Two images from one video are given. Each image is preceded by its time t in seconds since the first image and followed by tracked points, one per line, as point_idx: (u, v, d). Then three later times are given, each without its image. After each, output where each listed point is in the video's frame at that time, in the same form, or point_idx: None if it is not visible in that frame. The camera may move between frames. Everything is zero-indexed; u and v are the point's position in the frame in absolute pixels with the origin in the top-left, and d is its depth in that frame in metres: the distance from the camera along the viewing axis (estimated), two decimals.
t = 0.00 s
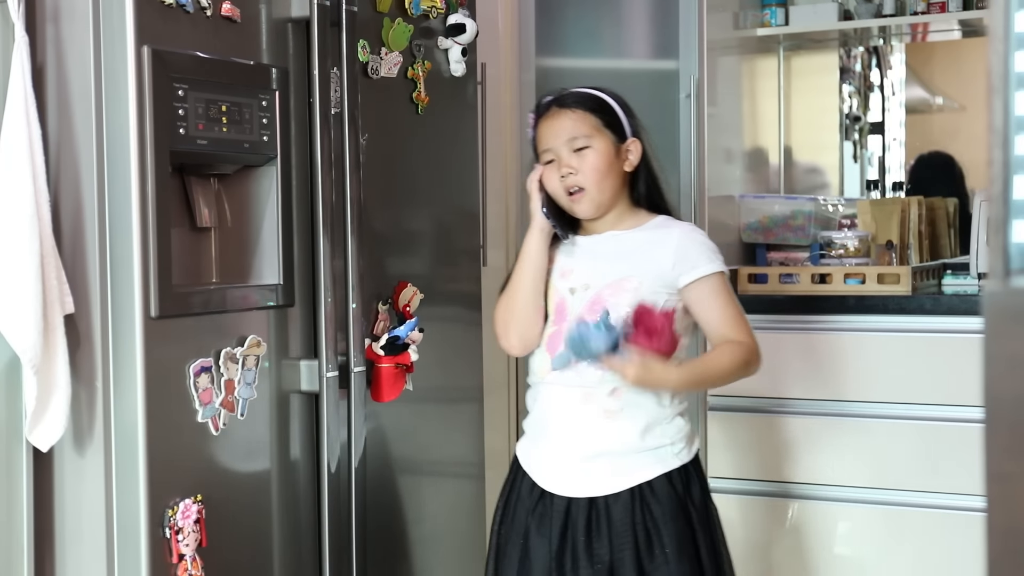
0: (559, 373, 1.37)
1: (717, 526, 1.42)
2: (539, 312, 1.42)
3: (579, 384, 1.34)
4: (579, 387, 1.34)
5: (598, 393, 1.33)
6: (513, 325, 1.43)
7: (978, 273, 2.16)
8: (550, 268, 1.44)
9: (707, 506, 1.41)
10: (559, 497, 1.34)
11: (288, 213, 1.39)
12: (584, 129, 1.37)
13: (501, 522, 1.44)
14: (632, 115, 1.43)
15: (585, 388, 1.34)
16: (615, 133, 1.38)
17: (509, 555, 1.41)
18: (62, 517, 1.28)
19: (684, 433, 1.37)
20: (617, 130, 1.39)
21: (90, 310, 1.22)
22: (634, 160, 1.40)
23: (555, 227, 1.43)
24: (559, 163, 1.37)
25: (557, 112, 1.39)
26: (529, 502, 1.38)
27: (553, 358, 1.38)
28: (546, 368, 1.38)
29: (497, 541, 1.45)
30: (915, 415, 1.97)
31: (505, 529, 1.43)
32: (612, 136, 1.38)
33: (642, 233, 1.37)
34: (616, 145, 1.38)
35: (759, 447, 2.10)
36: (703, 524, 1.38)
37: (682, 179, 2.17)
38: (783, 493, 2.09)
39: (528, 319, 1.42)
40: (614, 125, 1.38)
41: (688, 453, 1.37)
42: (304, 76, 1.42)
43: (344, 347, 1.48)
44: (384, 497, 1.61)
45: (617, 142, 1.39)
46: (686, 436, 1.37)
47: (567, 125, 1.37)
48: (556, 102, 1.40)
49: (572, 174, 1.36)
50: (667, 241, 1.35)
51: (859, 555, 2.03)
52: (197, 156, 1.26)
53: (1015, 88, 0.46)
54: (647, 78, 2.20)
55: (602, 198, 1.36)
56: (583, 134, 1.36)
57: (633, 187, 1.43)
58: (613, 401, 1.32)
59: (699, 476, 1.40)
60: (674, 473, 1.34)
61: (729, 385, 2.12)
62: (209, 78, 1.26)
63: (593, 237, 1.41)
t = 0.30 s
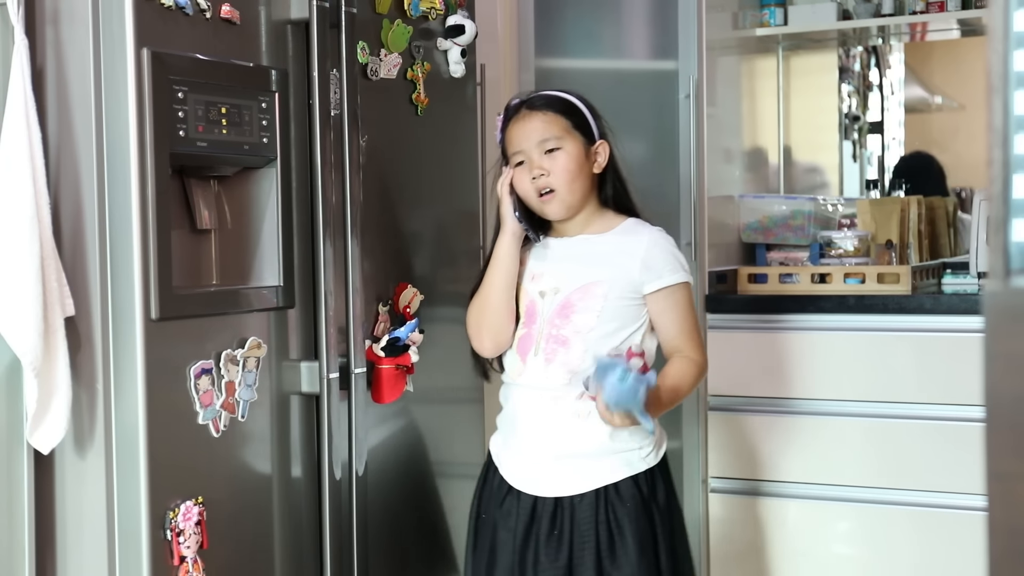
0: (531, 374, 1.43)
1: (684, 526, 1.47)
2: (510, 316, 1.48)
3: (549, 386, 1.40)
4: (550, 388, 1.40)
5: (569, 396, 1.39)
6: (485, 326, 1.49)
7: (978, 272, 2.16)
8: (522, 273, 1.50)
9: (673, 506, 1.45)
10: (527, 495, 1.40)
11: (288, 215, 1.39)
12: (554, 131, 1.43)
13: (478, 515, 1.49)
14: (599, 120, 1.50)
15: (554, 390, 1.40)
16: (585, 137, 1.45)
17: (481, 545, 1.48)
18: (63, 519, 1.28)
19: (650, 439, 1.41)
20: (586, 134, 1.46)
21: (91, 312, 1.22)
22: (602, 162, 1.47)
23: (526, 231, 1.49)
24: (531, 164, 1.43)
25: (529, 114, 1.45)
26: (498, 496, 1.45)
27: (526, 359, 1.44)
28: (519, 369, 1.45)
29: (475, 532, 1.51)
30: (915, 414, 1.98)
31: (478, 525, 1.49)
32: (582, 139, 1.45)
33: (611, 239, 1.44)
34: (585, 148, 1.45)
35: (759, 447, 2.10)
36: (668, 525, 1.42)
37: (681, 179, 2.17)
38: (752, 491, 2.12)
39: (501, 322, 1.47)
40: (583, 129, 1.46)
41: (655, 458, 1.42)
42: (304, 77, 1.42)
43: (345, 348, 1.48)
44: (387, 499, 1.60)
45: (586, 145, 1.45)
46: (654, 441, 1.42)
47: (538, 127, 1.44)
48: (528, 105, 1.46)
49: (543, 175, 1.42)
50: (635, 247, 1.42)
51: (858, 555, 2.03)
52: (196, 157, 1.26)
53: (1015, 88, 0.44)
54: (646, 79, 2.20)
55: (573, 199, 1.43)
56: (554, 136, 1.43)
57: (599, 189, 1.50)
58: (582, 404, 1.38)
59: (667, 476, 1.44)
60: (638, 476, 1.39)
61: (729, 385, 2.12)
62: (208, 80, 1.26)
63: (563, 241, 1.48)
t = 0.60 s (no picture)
0: (522, 370, 1.43)
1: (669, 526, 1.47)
2: (501, 314, 1.48)
3: (542, 382, 1.41)
4: (541, 384, 1.41)
5: (561, 392, 1.39)
6: (477, 325, 1.48)
7: (977, 271, 2.16)
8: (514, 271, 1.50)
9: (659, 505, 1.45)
10: (517, 491, 1.40)
11: (287, 220, 1.39)
12: (547, 132, 1.44)
13: (464, 513, 1.50)
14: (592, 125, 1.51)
15: (546, 386, 1.40)
16: (578, 139, 1.46)
17: (466, 542, 1.47)
18: (61, 521, 1.28)
19: (640, 439, 1.42)
20: (579, 136, 1.46)
21: (89, 314, 1.22)
22: (595, 165, 1.47)
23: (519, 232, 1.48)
24: (524, 165, 1.43)
25: (523, 116, 1.46)
26: (486, 495, 1.45)
27: (517, 356, 1.44)
28: (510, 366, 1.45)
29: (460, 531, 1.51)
30: (913, 413, 1.98)
31: (466, 526, 1.48)
32: (575, 141, 1.45)
33: (600, 236, 1.44)
34: (578, 150, 1.45)
35: (759, 447, 2.10)
36: (655, 525, 1.43)
37: (679, 179, 2.17)
38: (740, 490, 2.13)
39: (493, 320, 1.47)
40: (576, 131, 1.46)
41: (644, 459, 1.42)
42: (302, 78, 1.42)
43: (343, 349, 1.48)
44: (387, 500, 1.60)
45: (579, 147, 1.46)
46: (644, 440, 1.43)
47: (531, 128, 1.44)
48: (522, 107, 1.47)
49: (537, 176, 1.42)
50: (624, 244, 1.42)
51: (857, 555, 2.03)
52: (193, 158, 1.26)
53: (1012, 87, 0.44)
54: (644, 79, 2.20)
55: (566, 200, 1.43)
56: (547, 137, 1.43)
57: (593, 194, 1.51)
58: (574, 400, 1.38)
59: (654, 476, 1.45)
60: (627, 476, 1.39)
61: (728, 385, 2.12)
62: (206, 81, 1.26)
63: (553, 240, 1.48)
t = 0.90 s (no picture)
0: (522, 367, 1.43)
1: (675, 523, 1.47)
2: (492, 307, 1.47)
3: (543, 377, 1.40)
4: (543, 380, 1.40)
5: (563, 388, 1.39)
6: (469, 316, 1.48)
7: (975, 272, 2.17)
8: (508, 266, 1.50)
9: (664, 501, 1.45)
10: (521, 489, 1.40)
11: (285, 217, 1.39)
12: (554, 126, 1.44)
13: (469, 514, 1.50)
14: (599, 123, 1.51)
15: (548, 382, 1.40)
16: (584, 135, 1.46)
17: (473, 543, 1.47)
18: (60, 519, 1.28)
19: (640, 436, 1.42)
20: (585, 133, 1.46)
21: (87, 312, 1.22)
22: (600, 162, 1.48)
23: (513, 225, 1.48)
24: (528, 157, 1.43)
25: (531, 109, 1.46)
26: (491, 494, 1.45)
27: (517, 352, 1.44)
28: (509, 362, 1.45)
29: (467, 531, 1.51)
30: (912, 413, 1.98)
31: (472, 526, 1.48)
32: (581, 137, 1.45)
33: (599, 231, 1.44)
34: (584, 146, 1.45)
35: (757, 446, 2.10)
36: (659, 522, 1.43)
37: (677, 179, 2.17)
38: (740, 489, 2.13)
39: (483, 313, 1.47)
40: (582, 128, 1.46)
41: (645, 456, 1.42)
42: (301, 76, 1.42)
43: (342, 347, 1.47)
44: (385, 499, 1.60)
45: (585, 143, 1.46)
46: (646, 437, 1.44)
47: (538, 121, 1.44)
48: (530, 101, 1.47)
49: (540, 168, 1.42)
50: (622, 239, 1.42)
51: (854, 554, 2.03)
52: (193, 157, 1.26)
53: (1010, 88, 0.45)
54: (644, 79, 2.20)
55: (569, 194, 1.43)
56: (553, 130, 1.43)
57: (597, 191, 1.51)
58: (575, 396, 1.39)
59: (657, 472, 1.45)
60: (630, 474, 1.39)
61: (726, 385, 2.13)
62: (204, 80, 1.26)
63: (550, 235, 1.48)
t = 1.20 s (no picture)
0: (527, 371, 1.43)
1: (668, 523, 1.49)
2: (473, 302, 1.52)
3: (549, 381, 1.40)
4: (549, 383, 1.40)
5: (569, 392, 1.39)
6: (453, 305, 1.53)
7: (972, 271, 2.17)
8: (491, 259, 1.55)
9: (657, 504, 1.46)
10: (520, 489, 1.40)
11: (282, 211, 1.39)
12: (544, 148, 1.40)
13: (464, 512, 1.50)
14: (602, 145, 1.46)
15: (554, 386, 1.40)
16: (575, 161, 1.42)
17: (468, 541, 1.47)
18: (58, 519, 1.28)
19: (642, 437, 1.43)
20: (579, 158, 1.42)
21: (84, 312, 1.22)
22: (588, 188, 1.44)
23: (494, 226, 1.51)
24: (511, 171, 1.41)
25: (530, 121, 1.42)
26: (488, 494, 1.44)
27: (522, 357, 1.44)
28: (515, 366, 1.44)
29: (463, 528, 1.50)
30: (909, 413, 1.98)
31: (467, 525, 1.48)
32: (572, 163, 1.41)
33: (603, 237, 1.44)
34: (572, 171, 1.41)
35: (755, 446, 2.10)
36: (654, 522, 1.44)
37: (675, 178, 2.17)
38: (737, 489, 2.13)
39: (463, 307, 1.52)
40: (575, 151, 1.42)
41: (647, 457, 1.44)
42: (298, 76, 1.42)
43: (339, 348, 1.47)
44: (383, 500, 1.60)
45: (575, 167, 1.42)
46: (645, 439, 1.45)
47: (531, 139, 1.40)
48: (535, 112, 1.42)
49: (518, 186, 1.40)
50: (627, 246, 1.43)
51: (852, 554, 2.03)
52: (191, 157, 1.26)
53: (1007, 88, 0.48)
54: (642, 79, 2.20)
55: (543, 216, 1.42)
56: (541, 154, 1.40)
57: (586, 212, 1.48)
58: (582, 400, 1.39)
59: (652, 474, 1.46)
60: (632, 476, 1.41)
61: (724, 384, 2.13)
62: (203, 79, 1.26)
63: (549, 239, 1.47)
